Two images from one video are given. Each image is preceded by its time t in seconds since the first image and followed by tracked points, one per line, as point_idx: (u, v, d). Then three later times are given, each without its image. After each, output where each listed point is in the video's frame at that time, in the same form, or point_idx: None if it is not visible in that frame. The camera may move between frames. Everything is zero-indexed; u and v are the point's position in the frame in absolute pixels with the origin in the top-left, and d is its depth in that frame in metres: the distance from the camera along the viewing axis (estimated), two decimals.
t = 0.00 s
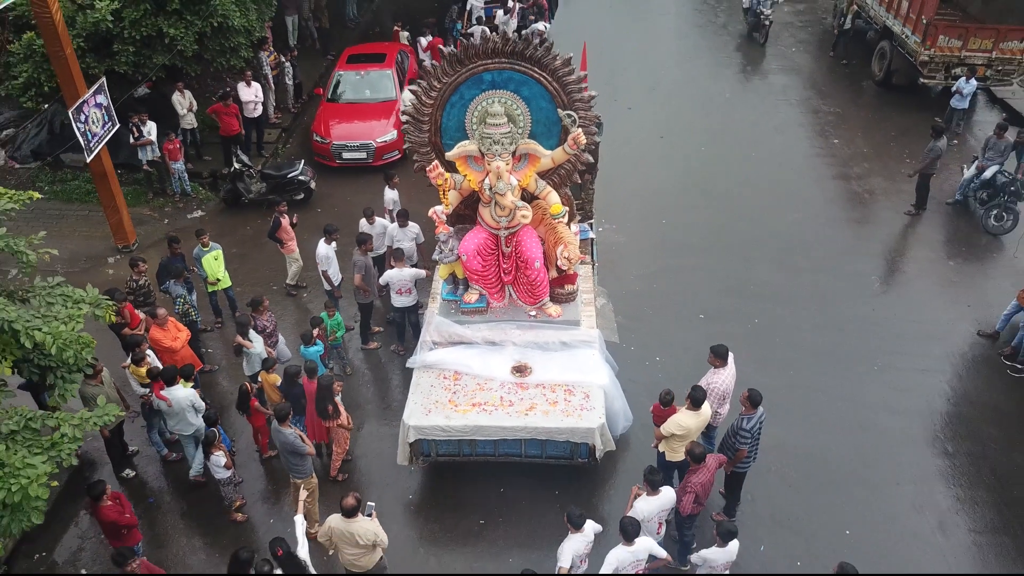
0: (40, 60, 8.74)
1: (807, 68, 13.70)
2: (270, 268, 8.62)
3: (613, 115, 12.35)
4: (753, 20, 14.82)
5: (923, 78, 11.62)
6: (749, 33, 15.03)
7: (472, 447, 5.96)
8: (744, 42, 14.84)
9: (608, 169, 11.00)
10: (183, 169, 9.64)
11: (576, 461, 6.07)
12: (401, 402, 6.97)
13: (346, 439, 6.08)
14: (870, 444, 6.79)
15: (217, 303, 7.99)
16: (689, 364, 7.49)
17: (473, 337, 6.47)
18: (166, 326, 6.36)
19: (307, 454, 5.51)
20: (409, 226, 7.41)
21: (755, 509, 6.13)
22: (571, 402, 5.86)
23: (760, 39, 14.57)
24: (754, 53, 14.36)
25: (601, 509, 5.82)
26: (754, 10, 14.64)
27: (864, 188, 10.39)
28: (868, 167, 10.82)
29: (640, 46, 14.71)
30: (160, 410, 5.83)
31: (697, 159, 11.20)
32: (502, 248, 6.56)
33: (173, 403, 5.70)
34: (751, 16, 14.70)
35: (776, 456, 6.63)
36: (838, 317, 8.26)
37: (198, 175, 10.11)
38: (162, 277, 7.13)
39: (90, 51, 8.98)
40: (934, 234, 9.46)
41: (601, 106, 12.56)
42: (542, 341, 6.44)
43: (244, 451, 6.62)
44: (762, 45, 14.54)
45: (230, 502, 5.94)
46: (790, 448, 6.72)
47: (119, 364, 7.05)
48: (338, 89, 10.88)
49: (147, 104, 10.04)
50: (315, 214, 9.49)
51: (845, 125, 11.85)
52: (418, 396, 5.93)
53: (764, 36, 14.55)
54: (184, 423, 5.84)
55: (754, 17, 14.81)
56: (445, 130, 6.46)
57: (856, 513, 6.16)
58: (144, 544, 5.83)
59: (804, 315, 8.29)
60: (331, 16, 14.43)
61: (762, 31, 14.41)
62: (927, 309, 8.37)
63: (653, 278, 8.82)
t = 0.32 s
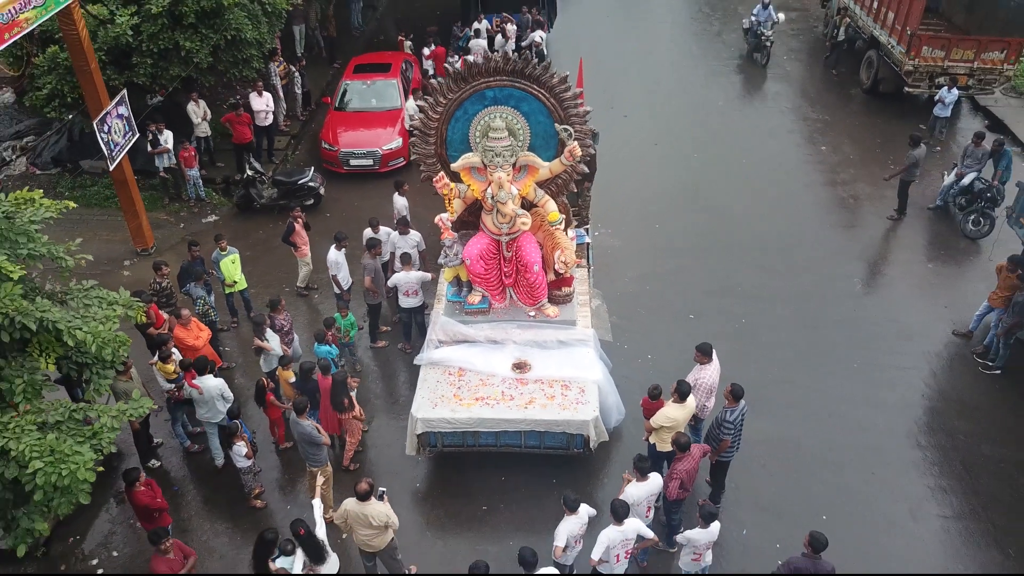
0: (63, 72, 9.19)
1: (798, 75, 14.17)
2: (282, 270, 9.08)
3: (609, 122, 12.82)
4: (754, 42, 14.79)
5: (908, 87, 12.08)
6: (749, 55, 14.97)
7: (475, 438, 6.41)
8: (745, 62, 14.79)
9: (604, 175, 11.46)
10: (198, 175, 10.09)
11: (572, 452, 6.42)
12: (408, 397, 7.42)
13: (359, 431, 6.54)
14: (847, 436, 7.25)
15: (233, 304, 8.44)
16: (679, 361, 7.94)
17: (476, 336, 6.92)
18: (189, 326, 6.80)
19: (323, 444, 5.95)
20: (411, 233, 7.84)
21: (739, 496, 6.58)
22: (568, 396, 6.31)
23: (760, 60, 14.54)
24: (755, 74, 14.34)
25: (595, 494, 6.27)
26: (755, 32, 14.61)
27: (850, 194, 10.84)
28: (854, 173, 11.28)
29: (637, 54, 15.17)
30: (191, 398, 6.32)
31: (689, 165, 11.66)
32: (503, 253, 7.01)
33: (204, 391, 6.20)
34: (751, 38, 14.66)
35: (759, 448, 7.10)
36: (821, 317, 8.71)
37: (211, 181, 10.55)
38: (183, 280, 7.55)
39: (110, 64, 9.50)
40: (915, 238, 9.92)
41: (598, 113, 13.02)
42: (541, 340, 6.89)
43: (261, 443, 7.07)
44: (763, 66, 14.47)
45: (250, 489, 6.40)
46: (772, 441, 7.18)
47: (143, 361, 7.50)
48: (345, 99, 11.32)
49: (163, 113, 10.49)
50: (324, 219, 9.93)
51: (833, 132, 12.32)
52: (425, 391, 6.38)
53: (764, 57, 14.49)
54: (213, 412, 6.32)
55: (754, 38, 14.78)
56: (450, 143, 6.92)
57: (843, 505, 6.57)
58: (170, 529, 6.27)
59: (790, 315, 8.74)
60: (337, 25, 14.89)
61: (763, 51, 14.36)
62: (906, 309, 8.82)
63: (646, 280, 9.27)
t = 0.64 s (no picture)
0: (84, 83, 9.63)
1: (789, 83, 14.62)
2: (293, 272, 9.52)
3: (606, 129, 13.27)
4: (753, 63, 14.79)
5: (894, 95, 12.53)
6: (749, 75, 14.97)
7: (478, 430, 6.85)
8: (745, 82, 14.80)
9: (600, 180, 11.91)
10: (211, 181, 10.53)
11: (568, 443, 6.85)
12: (413, 393, 7.87)
13: (368, 423, 7.05)
14: (827, 429, 7.71)
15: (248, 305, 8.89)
16: (670, 358, 8.40)
17: (479, 335, 7.38)
18: (209, 325, 7.25)
19: (336, 435, 6.39)
20: (410, 240, 8.17)
21: (724, 485, 7.04)
22: (564, 391, 6.76)
23: (760, 80, 14.55)
24: (754, 94, 14.36)
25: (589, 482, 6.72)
26: (754, 52, 14.72)
27: (836, 199, 11.29)
28: (840, 179, 11.74)
29: (633, 62, 15.62)
30: (222, 387, 6.79)
31: (682, 171, 12.12)
32: (503, 257, 7.44)
33: (234, 380, 6.66)
34: (751, 59, 14.66)
35: (745, 440, 7.56)
36: (806, 317, 9.17)
37: (223, 186, 10.99)
38: (201, 282, 7.98)
39: (127, 75, 9.90)
40: (897, 242, 10.37)
41: (595, 120, 13.47)
42: (539, 339, 7.33)
43: (277, 435, 7.52)
44: (764, 86, 14.48)
45: (267, 478, 6.85)
46: (757, 434, 7.64)
47: (164, 359, 7.95)
48: (351, 107, 11.75)
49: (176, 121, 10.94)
50: (332, 223, 10.39)
51: (821, 139, 12.77)
52: (431, 386, 6.83)
53: (765, 78, 14.50)
54: (240, 400, 6.79)
55: (754, 58, 14.78)
56: (454, 154, 7.37)
57: (821, 494, 7.02)
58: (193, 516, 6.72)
59: (776, 315, 9.19)
60: (342, 34, 15.33)
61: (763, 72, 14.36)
62: (887, 309, 9.27)
63: (640, 282, 9.72)
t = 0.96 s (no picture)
0: (104, 92, 10.07)
1: (782, 89, 15.06)
2: (304, 273, 9.97)
3: (604, 135, 13.69)
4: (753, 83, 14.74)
5: (882, 102, 12.97)
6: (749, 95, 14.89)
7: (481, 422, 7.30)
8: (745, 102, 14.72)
9: (597, 185, 12.36)
10: (224, 186, 10.96)
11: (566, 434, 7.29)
12: (420, 389, 8.31)
13: (378, 415, 7.50)
14: (812, 423, 8.16)
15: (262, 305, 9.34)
16: (664, 355, 8.84)
17: (482, 333, 7.83)
18: (227, 324, 7.68)
19: (349, 426, 6.83)
20: (414, 245, 8.59)
21: (712, 474, 7.50)
22: (563, 386, 7.21)
23: (761, 100, 14.47)
24: (754, 113, 14.28)
25: (587, 471, 7.17)
26: (755, 73, 14.52)
27: (825, 204, 11.73)
28: (829, 184, 12.19)
29: (631, 69, 16.06)
30: (248, 378, 7.29)
31: (677, 176, 12.55)
32: (505, 259, 7.88)
33: (262, 369, 7.20)
34: (751, 79, 14.55)
35: (733, 433, 8.01)
36: (794, 316, 9.62)
37: (236, 191, 11.43)
38: (218, 283, 8.40)
39: (145, 85, 10.33)
40: (882, 244, 10.82)
41: (593, 126, 13.90)
42: (539, 337, 7.78)
43: (291, 428, 7.97)
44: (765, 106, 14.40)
45: (283, 467, 7.31)
46: (745, 427, 8.09)
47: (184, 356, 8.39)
48: (358, 114, 12.19)
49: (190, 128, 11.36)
50: (341, 226, 10.84)
51: (811, 145, 13.22)
52: (438, 381, 7.29)
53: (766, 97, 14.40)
54: (266, 389, 7.33)
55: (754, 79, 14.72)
56: (459, 163, 7.88)
57: (804, 483, 7.48)
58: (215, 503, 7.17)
59: (765, 315, 9.63)
60: (347, 41, 15.76)
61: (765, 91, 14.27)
62: (871, 309, 9.72)
63: (635, 283, 10.17)
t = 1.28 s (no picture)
0: (122, 101, 10.53)
1: (775, 96, 15.50)
2: (314, 275, 10.42)
3: (601, 141, 14.14)
4: (753, 103, 14.70)
5: (870, 109, 13.41)
6: (749, 115, 14.85)
7: (484, 416, 7.74)
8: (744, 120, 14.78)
9: (595, 189, 12.81)
10: (236, 191, 11.41)
11: (564, 427, 7.73)
12: (426, 385, 8.76)
13: (386, 410, 7.92)
14: (797, 417, 8.62)
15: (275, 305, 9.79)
16: (657, 353, 9.30)
17: (485, 332, 8.29)
18: (245, 323, 8.12)
19: (360, 420, 7.27)
20: (418, 249, 9.04)
21: (701, 466, 7.96)
22: (561, 381, 7.66)
23: (760, 121, 14.44)
24: (751, 134, 14.27)
25: (584, 462, 7.62)
26: (754, 92, 14.57)
27: (814, 208, 12.18)
28: (818, 188, 12.64)
29: (628, 75, 16.51)
30: (268, 370, 7.81)
31: (672, 180, 12.99)
32: (507, 262, 8.32)
33: (283, 362, 7.75)
34: (750, 98, 14.62)
35: (722, 428, 8.47)
36: (781, 316, 10.07)
37: (247, 196, 11.88)
38: (235, 285, 8.86)
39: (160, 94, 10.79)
40: (868, 247, 11.27)
41: (590, 132, 14.35)
42: (539, 335, 8.23)
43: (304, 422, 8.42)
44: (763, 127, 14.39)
45: (298, 459, 7.76)
46: (733, 422, 8.55)
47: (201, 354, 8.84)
48: (364, 120, 12.63)
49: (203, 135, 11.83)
50: (349, 230, 11.29)
51: (802, 151, 13.67)
52: (443, 377, 7.74)
53: (764, 118, 14.39)
54: (286, 381, 7.88)
55: (753, 99, 14.68)
56: (463, 171, 8.38)
57: (788, 474, 7.93)
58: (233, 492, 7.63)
59: (754, 314, 10.08)
60: (353, 49, 16.21)
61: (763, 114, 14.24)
62: (856, 309, 10.17)
63: (631, 285, 10.62)
